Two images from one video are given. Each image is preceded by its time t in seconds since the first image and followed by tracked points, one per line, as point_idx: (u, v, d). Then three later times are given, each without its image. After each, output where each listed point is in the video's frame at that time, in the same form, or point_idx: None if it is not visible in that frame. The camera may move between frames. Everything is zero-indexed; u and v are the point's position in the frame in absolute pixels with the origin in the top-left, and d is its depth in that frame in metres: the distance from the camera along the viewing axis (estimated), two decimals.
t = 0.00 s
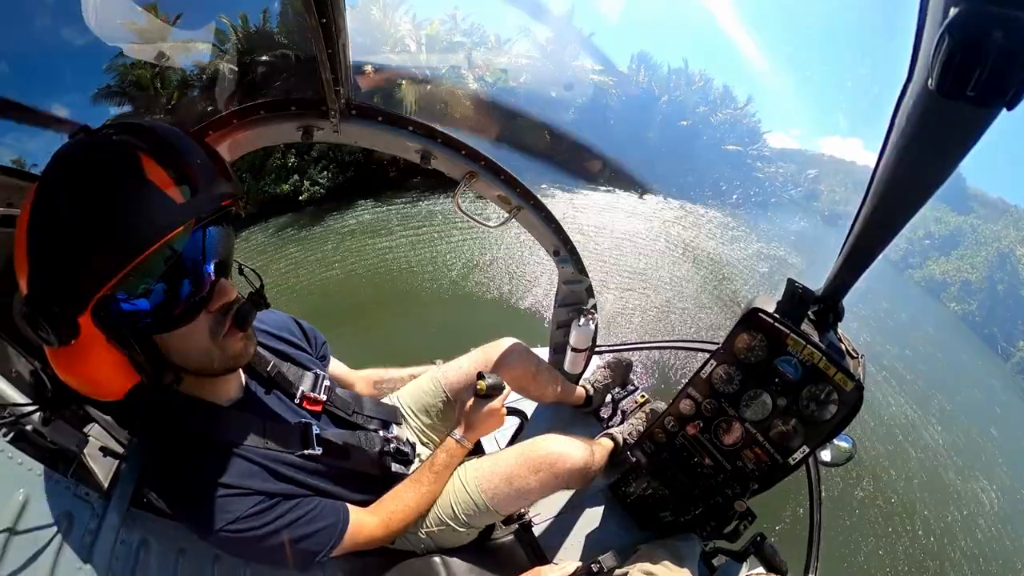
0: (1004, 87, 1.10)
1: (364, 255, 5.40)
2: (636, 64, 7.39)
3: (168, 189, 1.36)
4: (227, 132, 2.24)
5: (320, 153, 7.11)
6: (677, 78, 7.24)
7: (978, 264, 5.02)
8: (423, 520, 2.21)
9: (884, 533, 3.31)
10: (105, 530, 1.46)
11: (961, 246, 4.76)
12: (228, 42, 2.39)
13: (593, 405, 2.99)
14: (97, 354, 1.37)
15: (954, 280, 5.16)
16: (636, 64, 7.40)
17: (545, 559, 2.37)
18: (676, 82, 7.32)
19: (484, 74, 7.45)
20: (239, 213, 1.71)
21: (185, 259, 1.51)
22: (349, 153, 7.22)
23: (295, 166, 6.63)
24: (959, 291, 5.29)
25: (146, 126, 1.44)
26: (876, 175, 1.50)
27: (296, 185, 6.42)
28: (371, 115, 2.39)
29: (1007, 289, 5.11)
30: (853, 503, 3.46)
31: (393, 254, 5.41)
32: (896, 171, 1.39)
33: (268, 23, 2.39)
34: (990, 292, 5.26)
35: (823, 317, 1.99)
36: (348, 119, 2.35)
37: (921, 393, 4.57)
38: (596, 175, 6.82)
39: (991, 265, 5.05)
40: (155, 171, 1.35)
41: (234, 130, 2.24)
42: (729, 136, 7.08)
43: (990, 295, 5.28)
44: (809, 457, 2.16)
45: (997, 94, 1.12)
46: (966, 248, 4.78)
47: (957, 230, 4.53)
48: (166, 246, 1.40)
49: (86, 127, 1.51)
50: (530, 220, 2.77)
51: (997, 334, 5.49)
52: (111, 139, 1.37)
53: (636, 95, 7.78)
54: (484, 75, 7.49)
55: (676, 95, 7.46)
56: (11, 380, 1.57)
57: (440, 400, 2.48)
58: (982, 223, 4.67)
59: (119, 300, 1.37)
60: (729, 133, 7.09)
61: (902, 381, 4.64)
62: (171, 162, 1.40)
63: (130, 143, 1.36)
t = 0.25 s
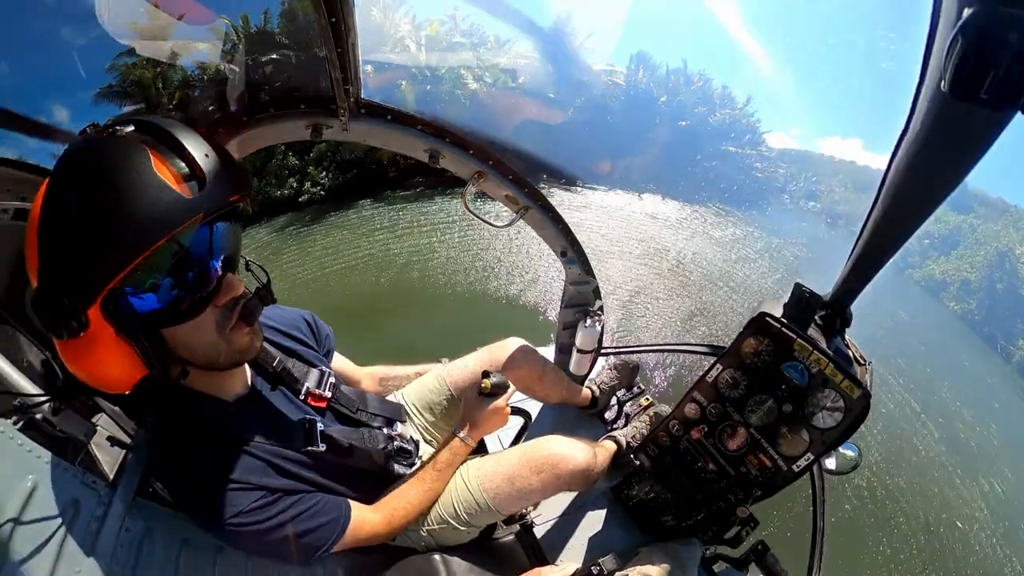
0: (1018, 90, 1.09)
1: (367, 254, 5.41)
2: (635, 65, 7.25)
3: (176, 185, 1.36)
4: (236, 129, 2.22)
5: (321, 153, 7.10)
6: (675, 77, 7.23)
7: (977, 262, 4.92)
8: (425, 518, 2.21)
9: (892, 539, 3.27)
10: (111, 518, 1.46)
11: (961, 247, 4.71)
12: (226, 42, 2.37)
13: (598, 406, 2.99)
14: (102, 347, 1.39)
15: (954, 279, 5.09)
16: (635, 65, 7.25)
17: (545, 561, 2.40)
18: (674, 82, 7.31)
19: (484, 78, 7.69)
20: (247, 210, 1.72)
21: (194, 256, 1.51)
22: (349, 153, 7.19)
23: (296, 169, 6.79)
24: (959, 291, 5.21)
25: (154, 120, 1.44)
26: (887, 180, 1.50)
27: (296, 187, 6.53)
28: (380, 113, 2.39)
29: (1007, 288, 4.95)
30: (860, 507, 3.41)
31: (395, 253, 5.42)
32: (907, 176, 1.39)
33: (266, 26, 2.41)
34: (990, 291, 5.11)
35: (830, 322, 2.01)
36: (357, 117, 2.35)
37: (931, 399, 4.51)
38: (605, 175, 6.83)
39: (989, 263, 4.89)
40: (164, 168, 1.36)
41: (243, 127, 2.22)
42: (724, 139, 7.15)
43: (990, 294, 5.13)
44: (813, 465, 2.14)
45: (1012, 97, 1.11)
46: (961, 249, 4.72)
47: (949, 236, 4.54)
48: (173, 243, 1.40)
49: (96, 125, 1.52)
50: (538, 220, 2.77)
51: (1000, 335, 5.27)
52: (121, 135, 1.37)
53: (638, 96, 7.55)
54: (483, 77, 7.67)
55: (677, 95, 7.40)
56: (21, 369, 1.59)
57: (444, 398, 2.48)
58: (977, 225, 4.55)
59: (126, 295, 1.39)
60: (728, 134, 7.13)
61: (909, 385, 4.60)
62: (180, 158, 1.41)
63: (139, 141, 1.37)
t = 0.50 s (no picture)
0: None
1: (368, 254, 5.42)
2: (635, 64, 7.11)
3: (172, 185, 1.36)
4: (241, 129, 2.28)
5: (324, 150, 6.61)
6: (674, 78, 7.24)
7: (977, 263, 4.69)
8: (426, 518, 2.20)
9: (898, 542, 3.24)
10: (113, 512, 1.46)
11: (961, 247, 4.26)
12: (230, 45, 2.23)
13: (600, 408, 2.98)
14: (105, 348, 1.36)
15: (952, 279, 4.91)
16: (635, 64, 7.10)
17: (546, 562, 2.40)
18: (673, 81, 7.30)
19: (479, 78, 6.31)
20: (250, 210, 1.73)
21: (196, 256, 1.50)
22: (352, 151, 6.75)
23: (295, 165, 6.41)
24: (959, 291, 5.15)
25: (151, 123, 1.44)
26: (893, 181, 1.49)
27: (297, 185, 6.39)
28: (386, 113, 2.41)
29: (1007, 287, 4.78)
30: (864, 509, 3.39)
31: (395, 253, 5.42)
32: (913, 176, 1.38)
33: (270, 26, 2.17)
34: (990, 292, 5.01)
35: (835, 327, 2.01)
36: (362, 118, 2.36)
37: (934, 404, 4.50)
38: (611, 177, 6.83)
39: (989, 263, 4.70)
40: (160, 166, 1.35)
41: (247, 126, 2.29)
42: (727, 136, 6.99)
43: (989, 296, 5.04)
44: (815, 470, 2.13)
45: (1019, 97, 1.10)
46: (963, 250, 4.28)
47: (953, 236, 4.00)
48: (175, 244, 1.40)
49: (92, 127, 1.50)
50: (542, 222, 2.77)
51: (997, 333, 5.33)
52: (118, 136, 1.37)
53: (638, 97, 7.42)
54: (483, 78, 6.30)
55: (676, 96, 7.42)
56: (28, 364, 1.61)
57: (446, 399, 2.47)
58: (979, 227, 4.16)
59: (130, 297, 1.36)
60: (727, 133, 7.01)
61: (914, 390, 4.58)
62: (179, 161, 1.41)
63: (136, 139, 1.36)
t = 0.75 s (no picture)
0: None
1: (369, 255, 5.42)
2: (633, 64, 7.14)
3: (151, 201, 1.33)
4: (246, 130, 2.27)
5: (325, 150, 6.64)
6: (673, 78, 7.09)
7: (976, 263, 4.70)
8: (427, 518, 2.20)
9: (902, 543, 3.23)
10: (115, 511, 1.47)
11: (961, 248, 4.36)
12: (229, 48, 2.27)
13: (603, 409, 2.97)
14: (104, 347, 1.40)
15: (952, 279, 4.97)
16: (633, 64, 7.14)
17: (545, 563, 2.43)
18: (672, 82, 7.16)
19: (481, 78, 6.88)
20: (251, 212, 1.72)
21: (196, 257, 1.50)
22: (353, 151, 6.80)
23: (298, 160, 6.55)
24: (958, 291, 5.16)
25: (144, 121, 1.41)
26: (898, 181, 1.49)
27: (298, 181, 6.42)
28: (389, 115, 2.41)
29: (1006, 287, 4.77)
30: (868, 510, 3.37)
31: (396, 254, 5.42)
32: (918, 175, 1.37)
33: (272, 28, 2.19)
34: (990, 291, 5.00)
35: (838, 327, 2.00)
36: (365, 118, 2.37)
37: (938, 406, 4.49)
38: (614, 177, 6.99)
39: (990, 264, 4.69)
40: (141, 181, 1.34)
41: (252, 128, 2.27)
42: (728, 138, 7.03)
43: (989, 295, 5.03)
44: (819, 471, 2.13)
45: None
46: (962, 250, 4.43)
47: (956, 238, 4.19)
48: (170, 244, 1.40)
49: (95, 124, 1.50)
50: (545, 222, 2.76)
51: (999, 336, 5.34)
52: (108, 140, 1.36)
53: (636, 97, 7.52)
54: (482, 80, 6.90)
55: (676, 96, 7.25)
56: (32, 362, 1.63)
57: (448, 399, 2.47)
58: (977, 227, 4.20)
59: (129, 298, 1.39)
60: (729, 134, 7.00)
61: (917, 392, 4.57)
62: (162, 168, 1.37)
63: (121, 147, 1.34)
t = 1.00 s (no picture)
0: None
1: (370, 256, 5.41)
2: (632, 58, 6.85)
3: (145, 201, 1.32)
4: (246, 131, 2.29)
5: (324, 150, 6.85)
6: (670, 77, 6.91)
7: (976, 262, 4.63)
8: (428, 518, 2.20)
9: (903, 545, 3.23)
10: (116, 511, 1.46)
11: (959, 247, 4.26)
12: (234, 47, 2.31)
13: (603, 409, 2.97)
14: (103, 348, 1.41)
15: (951, 278, 4.88)
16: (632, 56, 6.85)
17: (547, 563, 2.42)
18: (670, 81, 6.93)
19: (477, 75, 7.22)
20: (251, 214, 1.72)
21: (196, 258, 1.51)
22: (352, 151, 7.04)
23: (297, 161, 6.63)
24: (958, 290, 5.09)
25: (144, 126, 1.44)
26: (897, 179, 1.49)
27: (298, 181, 6.48)
28: (388, 115, 2.41)
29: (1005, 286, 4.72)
30: (868, 510, 3.36)
31: (397, 255, 5.41)
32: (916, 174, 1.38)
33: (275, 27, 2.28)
34: (989, 289, 4.91)
35: (838, 326, 2.00)
36: (364, 119, 2.37)
37: (937, 404, 4.49)
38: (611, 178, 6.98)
39: (989, 262, 4.63)
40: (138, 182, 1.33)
41: (252, 129, 2.29)
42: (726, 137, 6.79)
43: (990, 295, 4.98)
44: (819, 471, 2.12)
45: (1023, 94, 1.10)
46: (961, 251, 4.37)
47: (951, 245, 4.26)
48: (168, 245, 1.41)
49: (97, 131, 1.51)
50: (545, 222, 2.76)
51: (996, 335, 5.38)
52: (105, 143, 1.37)
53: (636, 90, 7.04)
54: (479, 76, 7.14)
55: (674, 95, 6.96)
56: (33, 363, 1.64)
57: (449, 399, 2.47)
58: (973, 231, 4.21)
59: (129, 300, 1.39)
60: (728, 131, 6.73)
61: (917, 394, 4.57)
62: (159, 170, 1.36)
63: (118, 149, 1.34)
